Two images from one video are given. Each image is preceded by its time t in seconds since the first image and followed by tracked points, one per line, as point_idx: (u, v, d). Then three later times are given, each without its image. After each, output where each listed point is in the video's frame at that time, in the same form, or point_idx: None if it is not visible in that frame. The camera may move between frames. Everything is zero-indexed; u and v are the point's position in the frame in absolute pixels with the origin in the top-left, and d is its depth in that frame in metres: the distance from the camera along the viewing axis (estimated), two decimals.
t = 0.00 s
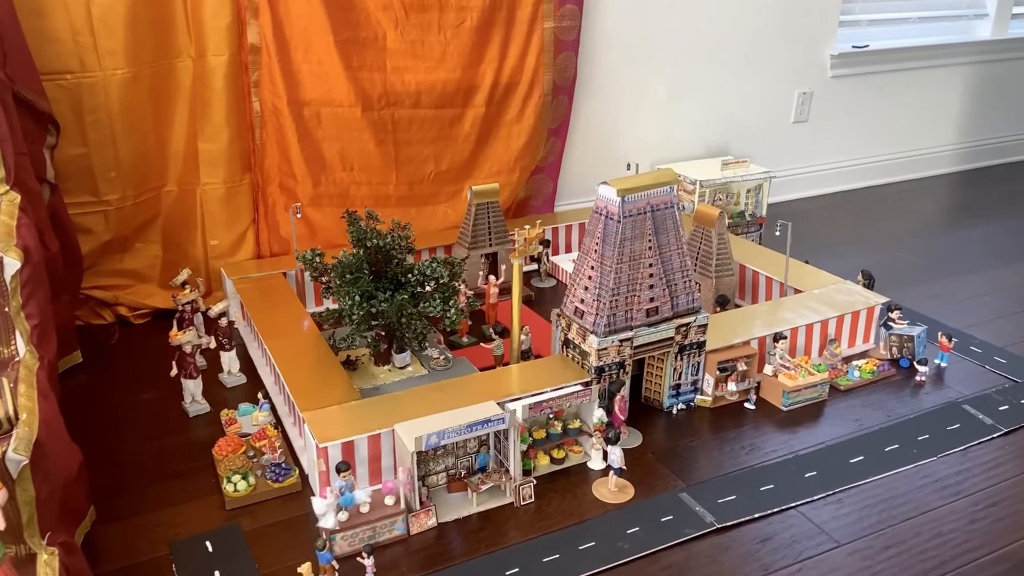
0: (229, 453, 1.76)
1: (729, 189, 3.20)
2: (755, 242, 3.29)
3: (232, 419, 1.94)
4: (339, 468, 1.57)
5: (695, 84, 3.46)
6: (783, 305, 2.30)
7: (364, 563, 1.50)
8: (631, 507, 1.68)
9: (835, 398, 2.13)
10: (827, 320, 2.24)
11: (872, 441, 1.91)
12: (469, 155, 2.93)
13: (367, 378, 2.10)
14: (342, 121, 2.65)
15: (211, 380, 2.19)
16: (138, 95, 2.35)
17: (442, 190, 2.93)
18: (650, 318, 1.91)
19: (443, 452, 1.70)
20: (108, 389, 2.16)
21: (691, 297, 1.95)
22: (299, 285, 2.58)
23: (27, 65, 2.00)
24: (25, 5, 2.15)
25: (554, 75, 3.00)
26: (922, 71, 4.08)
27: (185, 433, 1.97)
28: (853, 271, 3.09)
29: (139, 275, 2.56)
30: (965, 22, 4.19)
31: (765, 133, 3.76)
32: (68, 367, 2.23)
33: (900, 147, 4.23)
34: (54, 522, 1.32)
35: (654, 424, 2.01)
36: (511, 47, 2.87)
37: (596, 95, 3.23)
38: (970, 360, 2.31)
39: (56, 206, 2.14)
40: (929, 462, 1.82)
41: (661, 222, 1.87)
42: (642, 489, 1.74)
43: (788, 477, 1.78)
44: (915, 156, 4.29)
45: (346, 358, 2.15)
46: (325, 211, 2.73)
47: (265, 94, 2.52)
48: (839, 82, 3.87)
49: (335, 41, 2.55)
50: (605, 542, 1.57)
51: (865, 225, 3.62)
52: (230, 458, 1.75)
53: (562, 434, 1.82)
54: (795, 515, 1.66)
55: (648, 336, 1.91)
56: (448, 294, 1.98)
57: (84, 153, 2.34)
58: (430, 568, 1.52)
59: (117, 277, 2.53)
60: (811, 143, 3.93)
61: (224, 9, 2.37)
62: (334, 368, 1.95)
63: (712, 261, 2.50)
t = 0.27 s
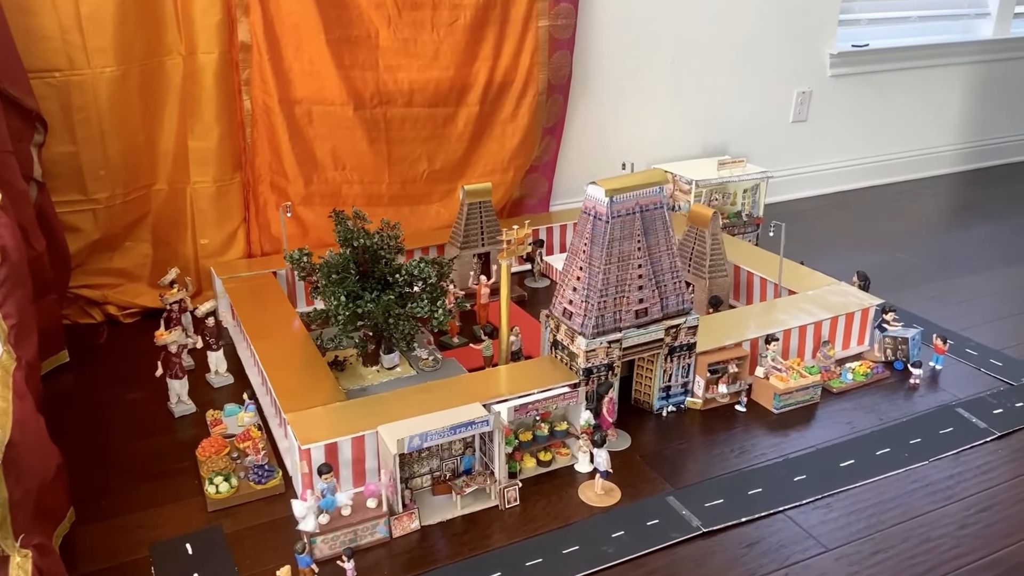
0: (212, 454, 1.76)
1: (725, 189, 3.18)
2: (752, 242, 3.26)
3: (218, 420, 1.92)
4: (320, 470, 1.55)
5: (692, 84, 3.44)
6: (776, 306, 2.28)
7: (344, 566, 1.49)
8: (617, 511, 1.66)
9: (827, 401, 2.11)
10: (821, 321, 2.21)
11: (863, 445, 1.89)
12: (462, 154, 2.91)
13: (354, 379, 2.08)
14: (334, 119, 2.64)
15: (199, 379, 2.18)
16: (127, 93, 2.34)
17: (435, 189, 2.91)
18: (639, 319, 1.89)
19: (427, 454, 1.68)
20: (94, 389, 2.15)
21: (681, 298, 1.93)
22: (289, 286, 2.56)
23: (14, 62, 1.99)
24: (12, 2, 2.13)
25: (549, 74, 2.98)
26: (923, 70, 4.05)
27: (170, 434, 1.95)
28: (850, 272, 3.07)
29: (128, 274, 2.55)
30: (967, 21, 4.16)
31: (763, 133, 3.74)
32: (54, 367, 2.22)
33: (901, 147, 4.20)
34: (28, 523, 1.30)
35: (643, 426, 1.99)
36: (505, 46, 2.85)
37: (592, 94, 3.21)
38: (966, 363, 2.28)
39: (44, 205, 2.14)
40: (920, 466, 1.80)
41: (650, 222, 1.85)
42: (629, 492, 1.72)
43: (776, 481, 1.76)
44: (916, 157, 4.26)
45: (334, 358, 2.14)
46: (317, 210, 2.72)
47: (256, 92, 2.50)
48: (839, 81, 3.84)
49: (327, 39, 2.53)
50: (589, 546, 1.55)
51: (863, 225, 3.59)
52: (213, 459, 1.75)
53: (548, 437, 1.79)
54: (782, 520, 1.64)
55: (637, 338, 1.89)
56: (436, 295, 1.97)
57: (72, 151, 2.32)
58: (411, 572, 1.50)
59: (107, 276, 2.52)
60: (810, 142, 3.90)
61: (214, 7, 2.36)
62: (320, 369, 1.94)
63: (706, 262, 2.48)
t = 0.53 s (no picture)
0: (196, 454, 1.75)
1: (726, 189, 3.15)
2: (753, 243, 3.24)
3: (206, 419, 1.91)
4: (303, 470, 1.54)
5: (692, 83, 3.41)
6: (771, 307, 2.26)
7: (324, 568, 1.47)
8: (603, 513, 1.64)
9: (821, 404, 2.09)
10: (816, 323, 2.19)
11: (856, 448, 1.86)
12: (459, 153, 2.89)
13: (344, 378, 2.07)
14: (328, 118, 2.63)
15: (188, 378, 2.17)
16: (119, 90, 2.33)
17: (432, 188, 2.89)
18: (629, 320, 1.87)
19: (413, 454, 1.67)
20: (84, 387, 2.14)
21: (672, 299, 1.91)
22: (283, 289, 2.54)
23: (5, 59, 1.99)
24: None
25: (546, 72, 2.95)
26: (928, 70, 4.01)
27: (157, 433, 1.95)
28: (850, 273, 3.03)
29: (122, 272, 2.55)
30: (973, 21, 4.12)
31: (765, 133, 3.71)
32: (44, 365, 2.22)
33: (905, 148, 4.15)
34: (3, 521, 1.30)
35: (634, 427, 1.97)
36: (502, 44, 2.84)
37: (591, 93, 3.19)
38: (963, 366, 2.25)
39: (35, 202, 2.14)
40: (912, 470, 1.77)
41: (640, 222, 1.83)
42: (616, 494, 1.71)
43: (766, 484, 1.74)
44: (920, 157, 4.22)
45: (324, 357, 2.13)
46: (311, 208, 2.71)
47: (249, 89, 2.50)
48: (842, 80, 3.81)
49: (321, 37, 2.53)
50: (573, 549, 1.54)
51: (865, 226, 3.56)
52: (198, 459, 1.74)
53: (536, 438, 1.78)
54: (771, 524, 1.62)
55: (627, 339, 1.87)
56: (426, 294, 1.95)
57: (64, 148, 2.32)
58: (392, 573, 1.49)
59: (100, 273, 2.52)
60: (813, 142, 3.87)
61: (206, 4, 2.35)
62: (308, 369, 1.93)
63: (702, 261, 2.46)
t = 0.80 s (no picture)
0: (185, 451, 1.73)
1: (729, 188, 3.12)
2: (757, 244, 3.20)
3: (196, 416, 1.91)
4: (287, 468, 1.54)
5: (696, 82, 3.38)
6: (770, 309, 2.23)
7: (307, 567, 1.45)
8: (591, 515, 1.62)
9: (818, 407, 2.06)
10: (815, 324, 2.16)
11: (851, 452, 1.84)
12: (459, 151, 2.87)
13: (338, 377, 2.06)
14: (326, 115, 2.62)
15: (183, 375, 2.17)
16: (115, 86, 2.34)
17: (432, 187, 2.87)
18: (622, 320, 1.85)
19: (400, 454, 1.66)
20: (78, 383, 2.15)
21: (665, 299, 1.90)
22: (281, 289, 2.55)
23: None
24: None
25: (547, 70, 2.94)
26: (937, 70, 3.97)
27: (149, 430, 1.94)
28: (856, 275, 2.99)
29: (120, 269, 2.55)
30: (983, 20, 4.07)
31: (771, 133, 3.67)
32: (40, 362, 2.23)
33: (914, 149, 4.11)
34: None
35: (627, 429, 1.95)
36: (502, 42, 2.82)
37: (593, 92, 3.17)
38: (964, 369, 2.22)
39: (30, 197, 2.18)
40: (907, 475, 1.75)
41: (632, 221, 1.82)
42: (606, 496, 1.69)
43: (758, 488, 1.71)
44: (930, 158, 4.17)
45: (317, 356, 2.11)
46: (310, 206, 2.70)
47: (246, 86, 2.50)
48: (849, 80, 3.76)
49: (319, 33, 2.53)
50: (559, 551, 1.52)
51: (873, 226, 3.51)
52: (186, 457, 1.73)
53: (526, 439, 1.76)
54: (760, 528, 1.59)
55: (619, 339, 1.85)
56: (418, 293, 1.94)
57: (60, 144, 2.33)
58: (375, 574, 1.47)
59: (99, 270, 2.52)
60: (820, 142, 3.82)
61: None
62: (297, 367, 1.92)
63: (701, 262, 2.43)
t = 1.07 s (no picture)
0: (179, 448, 1.75)
1: (738, 189, 3.08)
2: (765, 244, 3.16)
3: (192, 412, 1.91)
4: (276, 467, 1.53)
5: (705, 82, 3.35)
6: (773, 310, 2.21)
7: (294, 566, 1.46)
8: (581, 517, 1.61)
9: (818, 410, 2.03)
10: (817, 327, 2.13)
11: (849, 457, 1.81)
12: (464, 149, 2.86)
13: (335, 374, 2.05)
14: (329, 112, 2.63)
15: (182, 372, 2.18)
16: (118, 82, 2.37)
17: (436, 185, 2.86)
18: (617, 321, 1.84)
19: (391, 453, 1.65)
20: (78, 378, 2.16)
21: (662, 301, 1.88)
22: (283, 287, 2.56)
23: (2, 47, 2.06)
24: None
25: (553, 68, 2.92)
26: (952, 70, 3.91)
27: (145, 425, 1.95)
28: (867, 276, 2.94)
29: (124, 264, 2.57)
30: (1000, 20, 4.00)
31: (781, 133, 3.63)
32: (42, 356, 2.25)
33: (929, 150, 4.05)
34: None
35: (623, 430, 1.93)
36: (507, 40, 2.81)
37: (600, 91, 3.15)
38: (970, 374, 2.18)
39: (32, 192, 2.22)
40: (905, 481, 1.73)
41: (628, 221, 1.81)
42: (597, 498, 1.67)
43: (752, 492, 1.69)
44: (946, 160, 4.11)
45: (314, 353, 2.11)
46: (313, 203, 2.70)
47: (250, 83, 2.52)
48: (861, 80, 3.71)
49: (322, 31, 2.53)
50: (547, 552, 1.51)
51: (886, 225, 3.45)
52: (179, 453, 1.74)
53: (518, 439, 1.75)
54: (752, 533, 1.58)
55: (615, 340, 1.84)
56: (414, 292, 1.94)
57: (64, 139, 2.36)
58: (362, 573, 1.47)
59: (103, 265, 2.54)
60: (831, 142, 3.78)
61: None
62: (292, 364, 1.92)
63: (703, 262, 2.41)
